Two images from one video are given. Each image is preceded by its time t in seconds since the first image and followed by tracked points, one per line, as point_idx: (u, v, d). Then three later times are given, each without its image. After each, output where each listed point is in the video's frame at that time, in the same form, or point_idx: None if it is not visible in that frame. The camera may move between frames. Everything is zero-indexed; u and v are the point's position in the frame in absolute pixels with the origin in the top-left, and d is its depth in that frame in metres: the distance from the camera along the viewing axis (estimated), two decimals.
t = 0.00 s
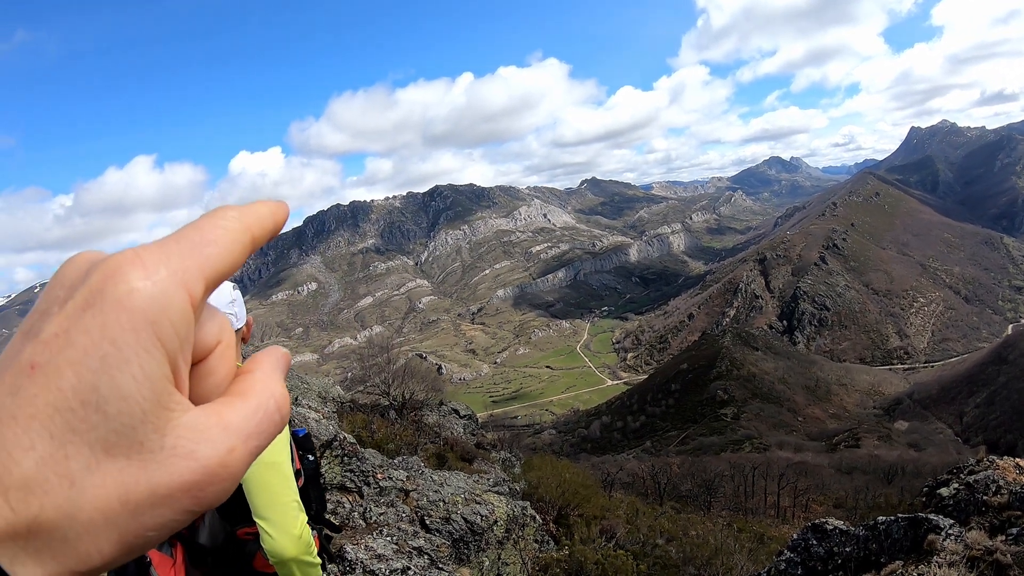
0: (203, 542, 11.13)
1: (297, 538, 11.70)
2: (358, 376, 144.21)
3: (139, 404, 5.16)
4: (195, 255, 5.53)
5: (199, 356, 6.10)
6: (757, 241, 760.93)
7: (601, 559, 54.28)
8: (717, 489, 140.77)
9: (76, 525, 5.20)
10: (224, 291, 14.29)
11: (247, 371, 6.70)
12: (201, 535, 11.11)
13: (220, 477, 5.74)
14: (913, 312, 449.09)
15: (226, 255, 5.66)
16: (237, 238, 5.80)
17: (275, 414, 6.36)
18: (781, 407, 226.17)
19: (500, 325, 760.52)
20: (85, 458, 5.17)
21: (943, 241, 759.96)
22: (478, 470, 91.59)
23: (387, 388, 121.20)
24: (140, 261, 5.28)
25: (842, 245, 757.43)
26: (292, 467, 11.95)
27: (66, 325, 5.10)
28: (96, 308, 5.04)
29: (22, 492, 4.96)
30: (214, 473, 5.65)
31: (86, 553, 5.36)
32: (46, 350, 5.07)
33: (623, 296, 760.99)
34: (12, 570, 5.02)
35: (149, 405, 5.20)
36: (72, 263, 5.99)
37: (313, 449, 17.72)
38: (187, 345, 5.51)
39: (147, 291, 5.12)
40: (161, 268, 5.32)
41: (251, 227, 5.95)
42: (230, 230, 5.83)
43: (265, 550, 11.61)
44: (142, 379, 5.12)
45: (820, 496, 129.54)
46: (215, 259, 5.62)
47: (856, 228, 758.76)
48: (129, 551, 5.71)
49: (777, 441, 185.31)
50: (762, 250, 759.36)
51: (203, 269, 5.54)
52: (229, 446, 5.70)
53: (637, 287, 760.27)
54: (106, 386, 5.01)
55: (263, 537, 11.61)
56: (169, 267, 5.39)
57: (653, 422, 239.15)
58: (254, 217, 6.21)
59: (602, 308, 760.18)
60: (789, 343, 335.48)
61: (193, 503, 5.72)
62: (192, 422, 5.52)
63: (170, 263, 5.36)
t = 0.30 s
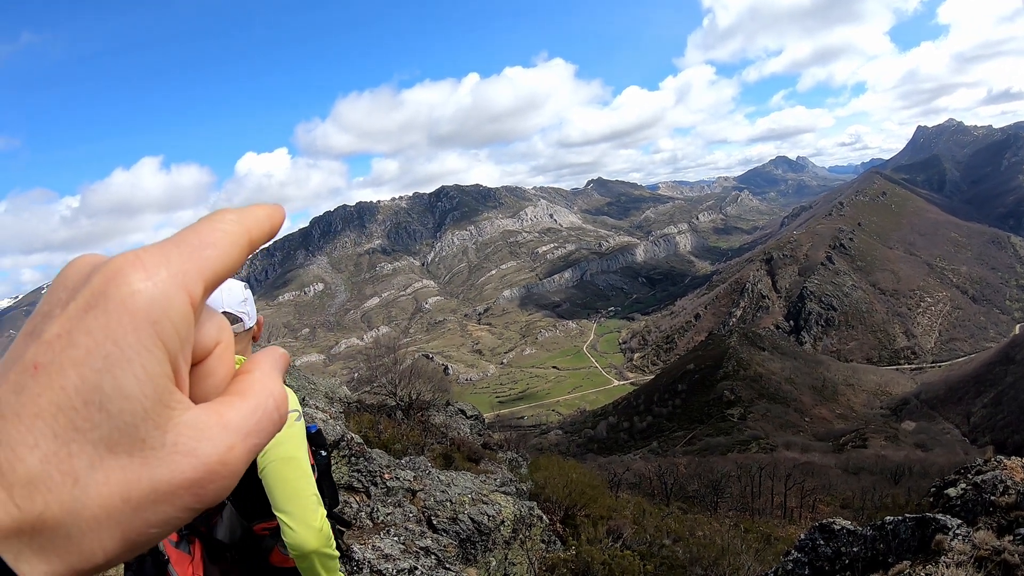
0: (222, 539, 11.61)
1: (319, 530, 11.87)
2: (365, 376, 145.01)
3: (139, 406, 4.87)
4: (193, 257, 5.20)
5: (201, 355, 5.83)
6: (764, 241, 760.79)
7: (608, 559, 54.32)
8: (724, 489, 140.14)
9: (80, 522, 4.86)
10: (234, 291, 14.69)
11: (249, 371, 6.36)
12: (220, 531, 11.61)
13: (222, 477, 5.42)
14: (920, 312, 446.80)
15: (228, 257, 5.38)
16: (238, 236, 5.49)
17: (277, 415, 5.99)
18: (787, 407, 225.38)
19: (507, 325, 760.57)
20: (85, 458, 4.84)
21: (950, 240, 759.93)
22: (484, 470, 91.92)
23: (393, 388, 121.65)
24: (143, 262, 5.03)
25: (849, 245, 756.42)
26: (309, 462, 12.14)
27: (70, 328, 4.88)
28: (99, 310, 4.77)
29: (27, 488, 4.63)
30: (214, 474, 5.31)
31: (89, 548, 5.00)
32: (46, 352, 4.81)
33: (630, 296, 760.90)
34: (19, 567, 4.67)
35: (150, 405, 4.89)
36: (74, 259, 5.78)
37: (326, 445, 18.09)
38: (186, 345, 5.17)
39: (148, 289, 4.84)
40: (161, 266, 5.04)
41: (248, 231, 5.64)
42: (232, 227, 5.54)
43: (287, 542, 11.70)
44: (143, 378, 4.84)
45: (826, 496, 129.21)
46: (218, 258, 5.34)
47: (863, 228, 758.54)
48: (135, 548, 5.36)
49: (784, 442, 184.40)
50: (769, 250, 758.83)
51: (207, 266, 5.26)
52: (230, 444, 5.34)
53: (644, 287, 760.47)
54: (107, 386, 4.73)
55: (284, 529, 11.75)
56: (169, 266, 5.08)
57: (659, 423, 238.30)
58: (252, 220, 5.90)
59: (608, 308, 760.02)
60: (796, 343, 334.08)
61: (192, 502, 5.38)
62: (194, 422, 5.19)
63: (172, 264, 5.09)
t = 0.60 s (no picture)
0: (233, 530, 12.15)
1: (327, 522, 12.15)
2: (371, 376, 146.04)
3: (160, 403, 5.16)
4: (217, 255, 5.56)
5: (221, 353, 6.16)
6: (771, 241, 760.56)
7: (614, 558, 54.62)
8: (730, 490, 139.87)
9: (101, 517, 5.20)
10: (253, 288, 15.36)
11: (265, 371, 6.66)
12: (231, 524, 12.13)
13: (239, 475, 5.66)
14: (928, 313, 445.70)
15: (252, 253, 5.77)
16: (258, 241, 5.86)
17: (297, 413, 6.30)
18: (794, 408, 224.53)
19: (514, 325, 760.51)
20: (109, 453, 5.13)
21: (958, 241, 759.84)
22: (491, 469, 92.62)
23: (400, 387, 122.37)
24: (164, 258, 5.40)
25: (857, 245, 755.45)
26: (322, 456, 12.55)
27: (91, 321, 5.21)
28: (121, 304, 5.13)
29: (43, 486, 4.93)
30: (233, 473, 5.59)
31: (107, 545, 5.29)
32: (68, 347, 5.14)
33: (637, 296, 760.02)
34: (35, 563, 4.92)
35: (172, 401, 5.24)
36: (95, 256, 6.16)
37: (337, 442, 18.68)
38: (208, 341, 5.53)
39: (173, 285, 5.20)
40: (185, 266, 5.41)
41: (273, 228, 6.05)
42: (254, 229, 5.93)
43: (297, 534, 12.16)
44: (163, 376, 5.15)
45: (834, 497, 128.72)
46: (239, 258, 5.70)
47: (871, 228, 757.43)
48: (150, 549, 5.62)
49: (791, 443, 183.86)
50: (776, 250, 757.86)
51: (228, 264, 5.62)
52: (250, 446, 5.64)
53: (651, 287, 759.97)
54: (130, 381, 5.02)
55: (295, 521, 12.18)
56: (192, 265, 5.39)
57: (666, 423, 237.65)
58: (275, 217, 6.27)
59: (615, 308, 759.43)
60: (803, 343, 332.80)
61: (213, 502, 5.65)
62: (214, 419, 5.53)
63: (193, 260, 5.45)
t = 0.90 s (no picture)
0: (247, 524, 12.35)
1: (338, 514, 12.65)
2: (376, 374, 146.68)
3: (200, 389, 5.48)
4: (259, 244, 5.87)
5: (259, 339, 6.44)
6: (776, 240, 760.55)
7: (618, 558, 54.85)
8: (734, 489, 139.64)
9: (135, 507, 5.50)
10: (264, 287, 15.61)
11: (304, 359, 6.89)
12: (246, 518, 12.29)
13: (279, 467, 5.97)
14: (933, 312, 444.89)
15: (293, 236, 6.05)
16: (303, 226, 6.17)
17: (335, 404, 6.51)
18: (799, 408, 224.31)
19: (518, 324, 760.33)
20: (146, 443, 5.46)
21: (963, 241, 759.28)
22: (495, 467, 93.04)
23: (405, 385, 123.01)
24: (206, 241, 5.77)
25: (862, 244, 753.97)
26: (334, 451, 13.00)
27: (128, 302, 5.53)
28: (159, 286, 5.47)
29: (73, 474, 5.28)
30: (270, 463, 5.85)
31: (138, 539, 5.62)
32: (103, 332, 5.44)
33: (642, 295, 758.90)
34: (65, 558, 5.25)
35: (212, 389, 5.54)
36: (131, 240, 6.49)
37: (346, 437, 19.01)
38: (245, 329, 5.80)
39: (211, 271, 5.54)
40: (227, 253, 5.74)
41: (317, 211, 6.38)
42: (294, 216, 6.20)
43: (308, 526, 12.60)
44: (206, 362, 5.49)
45: (839, 497, 128.23)
46: (280, 244, 5.95)
47: (876, 227, 756.71)
48: (187, 538, 5.96)
49: (795, 442, 183.59)
50: (781, 249, 757.83)
51: (265, 248, 5.84)
52: (288, 436, 5.90)
53: (656, 286, 759.37)
54: (169, 368, 5.35)
55: (308, 512, 12.58)
56: (233, 251, 5.72)
57: (670, 422, 237.27)
58: (321, 203, 6.58)
59: (620, 307, 758.56)
60: (808, 343, 332.23)
61: (249, 492, 5.97)
62: (250, 407, 5.81)
63: (234, 244, 5.78)
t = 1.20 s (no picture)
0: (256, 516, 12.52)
1: (350, 505, 12.35)
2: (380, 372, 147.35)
3: (238, 361, 5.53)
4: (296, 217, 5.92)
5: (292, 312, 6.47)
6: (780, 239, 760.49)
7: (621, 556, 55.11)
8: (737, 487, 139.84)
9: (164, 486, 5.51)
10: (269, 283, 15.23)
11: (333, 338, 6.86)
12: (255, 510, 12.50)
13: (309, 442, 5.96)
14: (937, 312, 444.15)
15: (330, 209, 6.18)
16: (342, 198, 6.27)
17: (366, 380, 6.46)
18: (802, 407, 224.26)
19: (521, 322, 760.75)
20: (178, 416, 5.46)
21: (968, 240, 758.87)
22: (499, 465, 93.65)
23: (409, 382, 123.72)
24: (245, 211, 5.86)
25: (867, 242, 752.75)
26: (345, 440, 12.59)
27: (166, 272, 5.57)
28: (198, 256, 5.51)
29: (104, 448, 5.29)
30: (299, 442, 5.84)
31: (167, 518, 5.60)
32: (138, 302, 5.42)
33: (646, 293, 758.40)
34: (86, 535, 5.19)
35: (247, 360, 5.56)
36: (166, 211, 6.55)
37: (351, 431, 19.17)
38: (280, 305, 5.84)
39: (251, 240, 5.61)
40: (265, 222, 5.81)
41: (354, 185, 6.51)
42: (333, 188, 6.28)
43: (321, 515, 12.35)
44: (243, 333, 5.49)
45: (841, 496, 127.97)
46: (319, 217, 6.04)
47: (880, 226, 756.46)
48: (214, 518, 5.97)
49: (799, 441, 183.72)
50: (785, 248, 758.52)
51: (303, 221, 5.94)
52: (322, 412, 5.89)
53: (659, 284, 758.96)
54: (205, 338, 5.38)
55: (320, 501, 12.32)
56: (272, 220, 5.79)
57: (674, 420, 237.33)
58: (360, 175, 6.66)
59: (624, 305, 758.03)
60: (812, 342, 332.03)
61: (280, 470, 5.97)
62: (282, 383, 5.81)
63: (272, 213, 5.87)
